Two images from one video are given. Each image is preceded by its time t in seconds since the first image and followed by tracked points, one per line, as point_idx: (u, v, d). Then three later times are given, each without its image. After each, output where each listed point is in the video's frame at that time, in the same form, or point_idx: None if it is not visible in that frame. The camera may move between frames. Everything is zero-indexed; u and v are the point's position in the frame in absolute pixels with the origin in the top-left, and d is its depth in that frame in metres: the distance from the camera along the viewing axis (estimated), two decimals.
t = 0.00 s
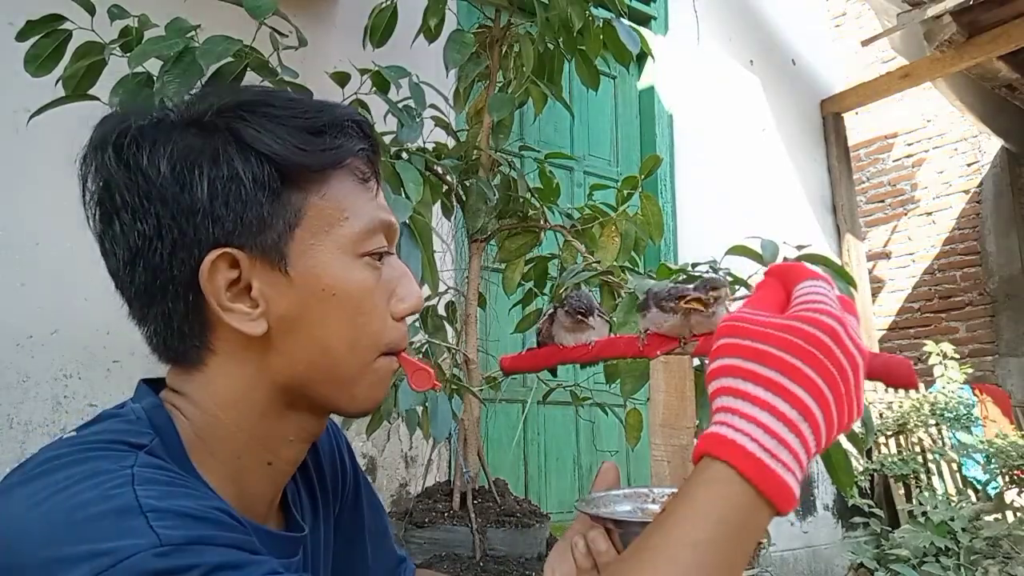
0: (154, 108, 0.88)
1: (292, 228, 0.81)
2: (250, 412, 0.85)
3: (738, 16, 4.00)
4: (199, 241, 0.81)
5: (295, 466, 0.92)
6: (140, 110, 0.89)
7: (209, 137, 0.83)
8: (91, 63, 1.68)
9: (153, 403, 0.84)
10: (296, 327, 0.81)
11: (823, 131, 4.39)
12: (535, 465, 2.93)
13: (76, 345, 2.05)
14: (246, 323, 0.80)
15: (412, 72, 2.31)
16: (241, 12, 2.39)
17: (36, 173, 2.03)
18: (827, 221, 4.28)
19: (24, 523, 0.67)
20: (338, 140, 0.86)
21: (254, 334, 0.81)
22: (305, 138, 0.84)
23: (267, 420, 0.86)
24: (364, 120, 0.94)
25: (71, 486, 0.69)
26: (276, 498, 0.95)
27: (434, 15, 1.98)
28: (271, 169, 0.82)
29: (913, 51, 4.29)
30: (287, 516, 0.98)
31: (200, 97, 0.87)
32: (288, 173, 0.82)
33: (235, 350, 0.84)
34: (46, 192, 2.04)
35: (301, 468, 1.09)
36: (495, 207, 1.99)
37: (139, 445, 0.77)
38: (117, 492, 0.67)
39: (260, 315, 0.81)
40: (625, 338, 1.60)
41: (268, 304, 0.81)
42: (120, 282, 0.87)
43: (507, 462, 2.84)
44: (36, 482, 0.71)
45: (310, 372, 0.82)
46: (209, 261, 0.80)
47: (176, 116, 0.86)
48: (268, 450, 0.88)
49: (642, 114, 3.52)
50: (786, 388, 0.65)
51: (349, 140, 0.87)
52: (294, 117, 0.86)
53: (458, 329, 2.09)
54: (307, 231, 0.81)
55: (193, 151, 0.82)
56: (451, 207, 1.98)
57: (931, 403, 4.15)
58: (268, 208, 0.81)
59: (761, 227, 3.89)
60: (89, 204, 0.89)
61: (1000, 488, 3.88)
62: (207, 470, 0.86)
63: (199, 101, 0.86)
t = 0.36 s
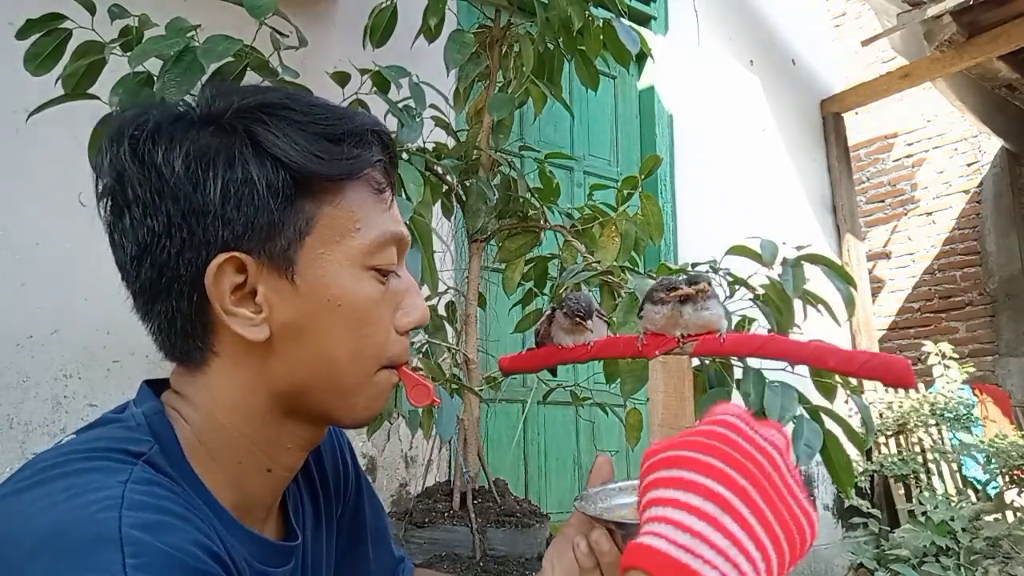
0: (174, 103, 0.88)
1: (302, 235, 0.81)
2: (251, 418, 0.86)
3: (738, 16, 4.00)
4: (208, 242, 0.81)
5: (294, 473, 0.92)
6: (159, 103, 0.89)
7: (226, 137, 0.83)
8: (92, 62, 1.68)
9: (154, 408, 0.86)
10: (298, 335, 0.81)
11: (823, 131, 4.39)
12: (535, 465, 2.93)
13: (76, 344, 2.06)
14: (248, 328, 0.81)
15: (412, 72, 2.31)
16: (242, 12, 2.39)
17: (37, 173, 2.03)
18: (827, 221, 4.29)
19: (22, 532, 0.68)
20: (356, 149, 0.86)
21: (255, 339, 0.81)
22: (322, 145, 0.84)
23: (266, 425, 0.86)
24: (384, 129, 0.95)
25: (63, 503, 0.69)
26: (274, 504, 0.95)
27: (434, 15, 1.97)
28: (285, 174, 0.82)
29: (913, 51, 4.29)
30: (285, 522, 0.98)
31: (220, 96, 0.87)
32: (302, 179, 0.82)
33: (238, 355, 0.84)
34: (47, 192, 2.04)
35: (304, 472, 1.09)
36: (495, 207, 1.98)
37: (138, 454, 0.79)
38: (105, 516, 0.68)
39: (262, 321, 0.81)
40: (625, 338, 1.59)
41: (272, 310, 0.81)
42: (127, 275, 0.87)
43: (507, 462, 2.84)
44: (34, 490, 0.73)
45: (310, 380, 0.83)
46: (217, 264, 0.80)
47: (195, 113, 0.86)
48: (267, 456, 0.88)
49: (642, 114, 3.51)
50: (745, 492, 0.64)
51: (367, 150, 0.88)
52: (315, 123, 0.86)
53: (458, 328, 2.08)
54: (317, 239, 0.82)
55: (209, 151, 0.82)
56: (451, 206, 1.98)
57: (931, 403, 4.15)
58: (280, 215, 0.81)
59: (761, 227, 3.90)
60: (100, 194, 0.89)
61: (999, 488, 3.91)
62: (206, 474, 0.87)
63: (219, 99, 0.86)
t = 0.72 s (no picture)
0: (191, 106, 0.88)
1: (312, 246, 0.81)
2: (253, 426, 0.86)
3: (738, 15, 4.00)
4: (218, 249, 0.80)
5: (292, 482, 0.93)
6: (176, 107, 0.89)
7: (242, 144, 0.83)
8: (93, 62, 1.68)
9: (153, 415, 0.86)
10: (302, 346, 0.81)
11: (823, 131, 4.39)
12: (535, 465, 2.93)
13: (76, 345, 2.06)
14: (254, 337, 0.81)
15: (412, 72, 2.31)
16: (242, 12, 2.39)
17: (37, 174, 2.03)
18: (827, 221, 4.29)
19: (21, 538, 0.68)
20: (372, 162, 0.86)
21: (261, 348, 0.81)
22: (338, 157, 0.84)
23: (266, 436, 0.87)
24: (400, 143, 0.95)
25: (59, 514, 0.69)
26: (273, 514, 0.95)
27: (434, 15, 1.97)
28: (299, 185, 0.82)
29: (913, 51, 4.29)
30: (283, 531, 0.97)
31: (238, 102, 0.87)
32: (315, 190, 0.82)
33: (244, 365, 0.84)
34: (48, 193, 2.05)
35: (303, 478, 1.10)
36: (495, 207, 1.98)
37: (137, 461, 0.79)
38: (99, 529, 0.67)
39: (268, 330, 0.81)
40: (623, 338, 1.60)
41: (278, 319, 0.81)
42: (135, 277, 0.86)
43: (507, 463, 2.84)
44: (30, 501, 0.73)
45: (313, 391, 0.83)
46: (226, 271, 0.80)
47: (210, 118, 0.85)
48: (267, 465, 0.89)
49: (642, 113, 3.51)
50: (722, 550, 0.79)
51: (383, 163, 0.88)
52: (334, 135, 0.86)
53: (459, 328, 2.08)
54: (329, 251, 0.82)
55: (225, 157, 0.82)
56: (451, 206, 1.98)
57: (931, 403, 4.15)
58: (292, 225, 0.81)
59: (761, 227, 3.90)
60: (112, 195, 0.88)
61: (999, 488, 3.93)
62: (204, 481, 0.87)
63: (236, 106, 0.86)
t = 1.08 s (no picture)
0: (183, 107, 0.87)
1: (314, 251, 0.81)
2: (254, 433, 0.86)
3: (738, 15, 4.00)
4: (217, 256, 0.80)
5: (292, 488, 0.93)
6: (169, 108, 0.88)
7: (239, 147, 0.82)
8: (93, 62, 1.68)
9: (150, 422, 0.86)
10: (304, 352, 0.81)
11: (823, 131, 4.39)
12: (535, 465, 2.93)
13: (76, 345, 2.06)
14: (256, 344, 0.81)
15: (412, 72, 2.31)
16: (242, 12, 2.39)
17: (37, 174, 2.03)
18: (827, 221, 4.29)
19: (19, 548, 0.69)
20: (372, 162, 0.86)
21: (264, 356, 0.81)
22: (337, 158, 0.84)
23: (266, 442, 0.87)
24: (399, 139, 0.94)
25: (56, 525, 0.70)
26: (272, 519, 0.95)
27: (434, 15, 1.97)
28: (298, 187, 0.82)
29: (913, 51, 4.29)
30: (281, 539, 0.97)
31: (233, 103, 0.86)
32: (315, 192, 0.82)
33: (245, 371, 0.84)
34: (48, 193, 2.05)
35: (302, 484, 1.10)
36: (495, 207, 1.98)
37: (135, 468, 0.79)
38: (98, 540, 0.68)
39: (270, 336, 0.81)
40: (624, 338, 1.58)
41: (280, 325, 0.81)
42: (132, 284, 0.86)
43: (506, 463, 2.84)
44: (27, 510, 0.73)
45: (316, 397, 0.83)
46: (226, 278, 0.80)
47: (206, 120, 0.85)
48: (267, 471, 0.89)
49: (642, 114, 3.51)
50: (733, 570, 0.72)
51: (383, 162, 0.87)
52: (331, 134, 0.85)
53: (459, 328, 2.08)
54: (331, 255, 0.82)
55: (221, 161, 0.81)
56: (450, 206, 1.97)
57: (931, 403, 4.16)
58: (293, 230, 0.81)
59: (761, 227, 3.90)
60: (106, 199, 0.88)
61: (999, 488, 3.93)
62: (202, 489, 0.87)
63: (231, 106, 0.86)
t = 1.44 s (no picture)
0: (158, 114, 0.87)
1: (308, 244, 0.82)
2: (254, 433, 0.86)
3: (738, 16, 4.00)
4: (213, 260, 0.80)
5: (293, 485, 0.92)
6: (142, 116, 0.87)
7: (222, 149, 0.82)
8: (93, 63, 1.68)
9: (148, 426, 0.85)
10: (306, 348, 0.82)
11: (823, 131, 4.39)
12: (535, 465, 2.93)
13: (76, 345, 2.06)
14: (260, 345, 0.81)
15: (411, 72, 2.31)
16: (242, 12, 2.39)
17: (37, 175, 2.03)
18: (827, 221, 4.29)
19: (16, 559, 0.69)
20: (356, 151, 0.87)
21: (267, 356, 0.81)
22: (321, 150, 0.84)
23: (269, 440, 0.87)
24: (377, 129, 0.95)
25: (54, 535, 0.70)
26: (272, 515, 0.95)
27: (434, 15, 1.97)
28: (288, 183, 0.82)
29: (913, 51, 4.30)
30: (284, 540, 0.97)
31: (209, 105, 0.86)
32: (305, 186, 0.82)
33: (246, 372, 0.84)
34: (48, 193, 2.05)
35: (305, 482, 1.10)
36: (495, 207, 1.98)
37: (132, 476, 0.79)
38: (94, 550, 0.68)
39: (273, 336, 0.81)
40: (624, 338, 1.58)
41: (282, 323, 0.81)
42: (122, 297, 0.85)
43: (507, 463, 2.84)
44: (28, 518, 0.73)
45: (319, 390, 0.83)
46: (225, 282, 0.80)
47: (184, 124, 0.85)
48: (269, 470, 0.89)
49: (641, 114, 3.51)
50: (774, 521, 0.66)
51: (366, 152, 0.88)
52: (312, 127, 0.86)
53: (458, 328, 2.08)
54: (325, 248, 0.82)
55: (206, 164, 0.81)
56: (450, 206, 1.97)
57: (931, 403, 4.16)
58: (287, 225, 0.81)
59: (761, 227, 3.90)
60: (87, 214, 0.87)
61: (999, 488, 3.93)
62: (203, 493, 0.87)
63: (210, 108, 0.85)
